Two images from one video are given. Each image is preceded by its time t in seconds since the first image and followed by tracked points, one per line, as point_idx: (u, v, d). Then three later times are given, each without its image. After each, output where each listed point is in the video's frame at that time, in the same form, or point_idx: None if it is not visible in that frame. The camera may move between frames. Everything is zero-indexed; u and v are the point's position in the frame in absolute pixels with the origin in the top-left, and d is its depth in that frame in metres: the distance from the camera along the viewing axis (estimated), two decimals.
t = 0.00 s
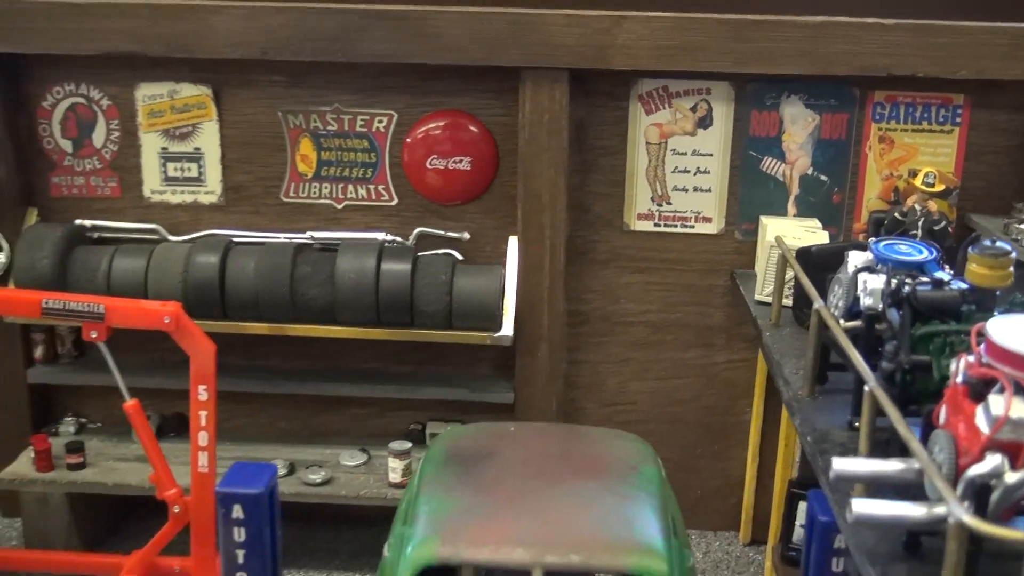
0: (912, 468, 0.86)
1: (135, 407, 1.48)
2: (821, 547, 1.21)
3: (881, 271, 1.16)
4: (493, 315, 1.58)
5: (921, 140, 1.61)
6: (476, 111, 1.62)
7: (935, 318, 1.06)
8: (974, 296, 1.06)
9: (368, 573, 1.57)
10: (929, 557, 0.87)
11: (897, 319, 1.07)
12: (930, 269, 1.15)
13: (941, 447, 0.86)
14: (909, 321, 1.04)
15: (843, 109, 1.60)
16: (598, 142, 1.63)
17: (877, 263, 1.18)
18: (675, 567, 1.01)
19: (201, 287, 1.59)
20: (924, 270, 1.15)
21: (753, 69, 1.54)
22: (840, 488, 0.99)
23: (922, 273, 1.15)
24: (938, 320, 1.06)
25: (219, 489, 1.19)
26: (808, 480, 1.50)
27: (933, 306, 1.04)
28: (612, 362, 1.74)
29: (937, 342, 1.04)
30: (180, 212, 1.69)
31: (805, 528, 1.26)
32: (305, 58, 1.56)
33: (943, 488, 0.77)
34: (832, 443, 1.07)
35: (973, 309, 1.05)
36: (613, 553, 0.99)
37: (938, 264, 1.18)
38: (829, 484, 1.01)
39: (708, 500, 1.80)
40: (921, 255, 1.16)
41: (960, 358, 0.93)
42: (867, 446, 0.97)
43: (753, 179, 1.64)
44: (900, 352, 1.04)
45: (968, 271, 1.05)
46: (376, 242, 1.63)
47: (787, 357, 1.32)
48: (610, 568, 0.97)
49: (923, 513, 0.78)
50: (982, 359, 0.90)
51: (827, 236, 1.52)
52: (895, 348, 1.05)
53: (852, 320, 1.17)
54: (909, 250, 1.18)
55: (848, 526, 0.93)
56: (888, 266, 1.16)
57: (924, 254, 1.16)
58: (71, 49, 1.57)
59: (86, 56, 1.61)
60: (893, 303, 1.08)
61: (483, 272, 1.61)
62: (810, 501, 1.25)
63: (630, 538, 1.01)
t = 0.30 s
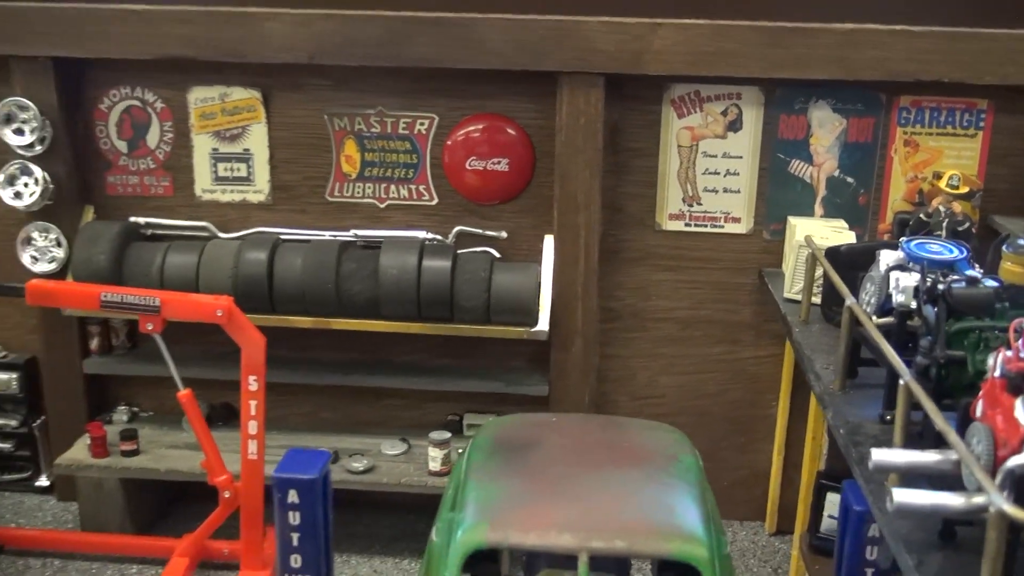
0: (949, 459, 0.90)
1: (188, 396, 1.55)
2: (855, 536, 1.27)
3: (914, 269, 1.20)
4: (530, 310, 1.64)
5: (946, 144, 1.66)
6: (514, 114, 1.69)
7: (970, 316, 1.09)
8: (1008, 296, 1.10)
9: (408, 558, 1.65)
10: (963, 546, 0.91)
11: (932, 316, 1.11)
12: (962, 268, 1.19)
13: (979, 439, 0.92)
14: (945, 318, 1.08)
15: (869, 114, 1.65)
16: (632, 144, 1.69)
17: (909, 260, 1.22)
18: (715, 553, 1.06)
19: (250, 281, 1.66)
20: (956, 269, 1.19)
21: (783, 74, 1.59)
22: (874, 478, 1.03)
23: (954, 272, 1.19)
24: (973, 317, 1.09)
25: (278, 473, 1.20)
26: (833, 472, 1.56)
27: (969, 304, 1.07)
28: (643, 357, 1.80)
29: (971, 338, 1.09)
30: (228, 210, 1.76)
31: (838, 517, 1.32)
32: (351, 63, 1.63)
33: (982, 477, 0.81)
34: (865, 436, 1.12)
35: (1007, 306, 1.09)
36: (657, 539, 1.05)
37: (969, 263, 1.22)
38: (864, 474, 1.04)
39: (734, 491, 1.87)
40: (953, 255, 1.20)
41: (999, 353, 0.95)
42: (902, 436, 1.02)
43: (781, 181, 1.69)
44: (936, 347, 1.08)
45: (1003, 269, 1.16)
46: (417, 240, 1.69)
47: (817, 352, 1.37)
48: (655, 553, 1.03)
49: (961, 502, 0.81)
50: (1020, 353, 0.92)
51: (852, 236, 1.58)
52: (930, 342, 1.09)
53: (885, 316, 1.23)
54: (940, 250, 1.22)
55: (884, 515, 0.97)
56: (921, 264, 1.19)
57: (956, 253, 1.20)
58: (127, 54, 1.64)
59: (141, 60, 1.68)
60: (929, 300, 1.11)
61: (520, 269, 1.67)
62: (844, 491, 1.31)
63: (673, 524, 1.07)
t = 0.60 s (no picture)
0: (984, 446, 0.93)
1: (238, 384, 1.62)
2: (887, 519, 1.32)
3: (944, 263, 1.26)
4: (564, 304, 1.70)
5: (969, 144, 1.71)
6: (549, 115, 1.75)
7: (1003, 307, 1.12)
8: None
9: (447, 541, 1.72)
10: (995, 531, 0.94)
11: (966, 307, 1.16)
12: (991, 261, 1.25)
13: (1015, 426, 0.94)
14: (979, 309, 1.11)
15: (894, 115, 1.71)
16: (663, 144, 1.75)
17: (939, 255, 1.28)
18: (751, 535, 1.13)
19: (296, 275, 1.73)
20: (985, 263, 1.25)
21: (811, 77, 1.65)
22: (906, 465, 1.06)
23: (982, 265, 1.25)
24: (1006, 308, 1.12)
25: (330, 456, 1.25)
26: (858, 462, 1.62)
27: (1003, 296, 1.11)
28: (672, 349, 1.87)
29: (1004, 329, 1.10)
30: (276, 207, 1.84)
31: (872, 504, 1.37)
32: (393, 65, 1.69)
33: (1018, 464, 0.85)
34: (896, 424, 1.17)
35: None
36: (697, 521, 1.11)
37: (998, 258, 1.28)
38: (897, 461, 1.08)
39: (760, 480, 1.93)
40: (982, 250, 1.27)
41: None
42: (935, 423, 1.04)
43: (808, 180, 1.75)
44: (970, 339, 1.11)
45: None
46: (456, 236, 1.76)
47: (845, 345, 1.43)
48: (695, 535, 1.10)
49: (998, 487, 0.86)
50: None
51: (877, 233, 1.63)
52: (963, 334, 1.14)
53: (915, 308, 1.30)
54: (970, 246, 1.28)
55: (918, 501, 1.01)
56: (950, 259, 1.26)
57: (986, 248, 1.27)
58: (180, 56, 1.71)
59: (193, 64, 1.76)
60: (963, 293, 1.17)
61: (555, 264, 1.73)
62: (878, 478, 1.37)
63: (711, 508, 1.13)
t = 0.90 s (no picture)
0: (1015, 433, 0.97)
1: (285, 372, 1.69)
2: (917, 506, 1.37)
3: (972, 259, 1.30)
4: (596, 298, 1.76)
5: (992, 146, 1.76)
6: (583, 116, 1.82)
7: None
8: None
9: (481, 526, 1.79)
10: None
11: (997, 301, 1.21)
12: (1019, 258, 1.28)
13: None
14: (1011, 303, 1.17)
15: (919, 117, 1.76)
16: (693, 144, 1.82)
17: (967, 251, 1.33)
18: (785, 519, 1.19)
19: (339, 268, 1.80)
20: (1012, 259, 1.28)
21: (838, 80, 1.70)
22: (937, 453, 1.12)
23: (1010, 262, 1.28)
24: None
25: (378, 439, 1.31)
26: (880, 453, 1.68)
27: None
28: (699, 343, 1.93)
29: None
30: (319, 203, 1.92)
31: (902, 492, 1.42)
32: (434, 67, 1.76)
33: None
34: (925, 414, 1.23)
35: None
36: (734, 505, 1.17)
37: None
38: (929, 450, 1.13)
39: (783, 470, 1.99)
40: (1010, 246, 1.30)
41: None
42: (965, 411, 1.10)
43: (833, 180, 1.81)
44: (1002, 330, 1.18)
45: None
46: (492, 232, 1.83)
47: (872, 338, 1.49)
48: (732, 518, 1.16)
49: None
50: None
51: (901, 231, 1.69)
52: (994, 327, 1.19)
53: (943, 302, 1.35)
54: (998, 243, 1.32)
55: (950, 487, 1.06)
56: (977, 255, 1.30)
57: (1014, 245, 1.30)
58: (230, 58, 1.79)
59: (242, 65, 1.84)
60: (996, 286, 1.23)
61: (588, 260, 1.80)
62: (907, 466, 1.42)
63: (747, 492, 1.19)
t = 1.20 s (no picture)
0: None
1: (331, 360, 1.77)
2: (949, 492, 1.42)
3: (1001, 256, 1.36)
4: (628, 293, 1.83)
5: (1015, 149, 1.81)
6: (617, 118, 1.88)
7: None
8: None
9: (515, 511, 1.87)
10: None
11: None
12: None
13: None
14: None
15: (944, 120, 1.81)
16: (723, 146, 1.88)
17: (995, 248, 1.38)
18: (818, 503, 1.25)
19: (381, 263, 1.88)
20: None
21: (865, 83, 1.76)
22: (968, 443, 1.17)
23: None
24: None
25: (427, 424, 1.39)
26: (901, 445, 1.74)
27: None
28: (727, 338, 2.00)
29: None
30: (362, 200, 2.00)
31: (934, 482, 1.48)
32: (474, 70, 1.83)
33: None
34: (954, 406, 1.29)
35: None
36: (769, 489, 1.24)
37: None
38: (959, 440, 1.19)
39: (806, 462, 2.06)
40: None
41: None
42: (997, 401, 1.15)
43: (859, 181, 1.87)
44: None
45: None
46: (528, 229, 1.90)
47: (899, 333, 1.55)
48: (767, 502, 1.23)
49: None
50: None
51: (926, 230, 1.74)
52: None
53: (972, 298, 1.40)
54: None
55: (980, 475, 1.10)
56: (1006, 252, 1.35)
57: None
58: (279, 60, 1.87)
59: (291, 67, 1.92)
60: None
61: (620, 256, 1.87)
62: (939, 457, 1.47)
63: (782, 478, 1.26)
